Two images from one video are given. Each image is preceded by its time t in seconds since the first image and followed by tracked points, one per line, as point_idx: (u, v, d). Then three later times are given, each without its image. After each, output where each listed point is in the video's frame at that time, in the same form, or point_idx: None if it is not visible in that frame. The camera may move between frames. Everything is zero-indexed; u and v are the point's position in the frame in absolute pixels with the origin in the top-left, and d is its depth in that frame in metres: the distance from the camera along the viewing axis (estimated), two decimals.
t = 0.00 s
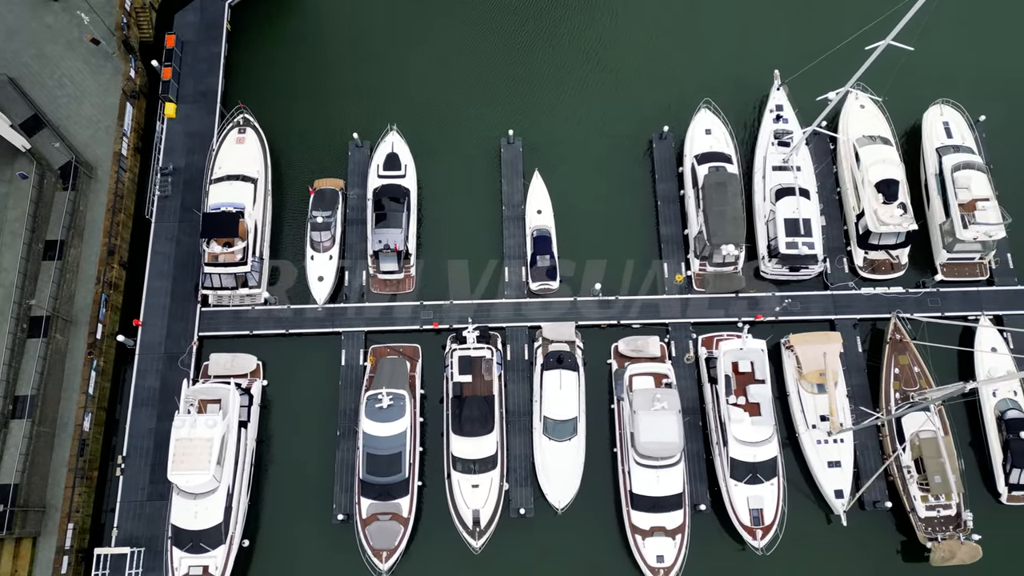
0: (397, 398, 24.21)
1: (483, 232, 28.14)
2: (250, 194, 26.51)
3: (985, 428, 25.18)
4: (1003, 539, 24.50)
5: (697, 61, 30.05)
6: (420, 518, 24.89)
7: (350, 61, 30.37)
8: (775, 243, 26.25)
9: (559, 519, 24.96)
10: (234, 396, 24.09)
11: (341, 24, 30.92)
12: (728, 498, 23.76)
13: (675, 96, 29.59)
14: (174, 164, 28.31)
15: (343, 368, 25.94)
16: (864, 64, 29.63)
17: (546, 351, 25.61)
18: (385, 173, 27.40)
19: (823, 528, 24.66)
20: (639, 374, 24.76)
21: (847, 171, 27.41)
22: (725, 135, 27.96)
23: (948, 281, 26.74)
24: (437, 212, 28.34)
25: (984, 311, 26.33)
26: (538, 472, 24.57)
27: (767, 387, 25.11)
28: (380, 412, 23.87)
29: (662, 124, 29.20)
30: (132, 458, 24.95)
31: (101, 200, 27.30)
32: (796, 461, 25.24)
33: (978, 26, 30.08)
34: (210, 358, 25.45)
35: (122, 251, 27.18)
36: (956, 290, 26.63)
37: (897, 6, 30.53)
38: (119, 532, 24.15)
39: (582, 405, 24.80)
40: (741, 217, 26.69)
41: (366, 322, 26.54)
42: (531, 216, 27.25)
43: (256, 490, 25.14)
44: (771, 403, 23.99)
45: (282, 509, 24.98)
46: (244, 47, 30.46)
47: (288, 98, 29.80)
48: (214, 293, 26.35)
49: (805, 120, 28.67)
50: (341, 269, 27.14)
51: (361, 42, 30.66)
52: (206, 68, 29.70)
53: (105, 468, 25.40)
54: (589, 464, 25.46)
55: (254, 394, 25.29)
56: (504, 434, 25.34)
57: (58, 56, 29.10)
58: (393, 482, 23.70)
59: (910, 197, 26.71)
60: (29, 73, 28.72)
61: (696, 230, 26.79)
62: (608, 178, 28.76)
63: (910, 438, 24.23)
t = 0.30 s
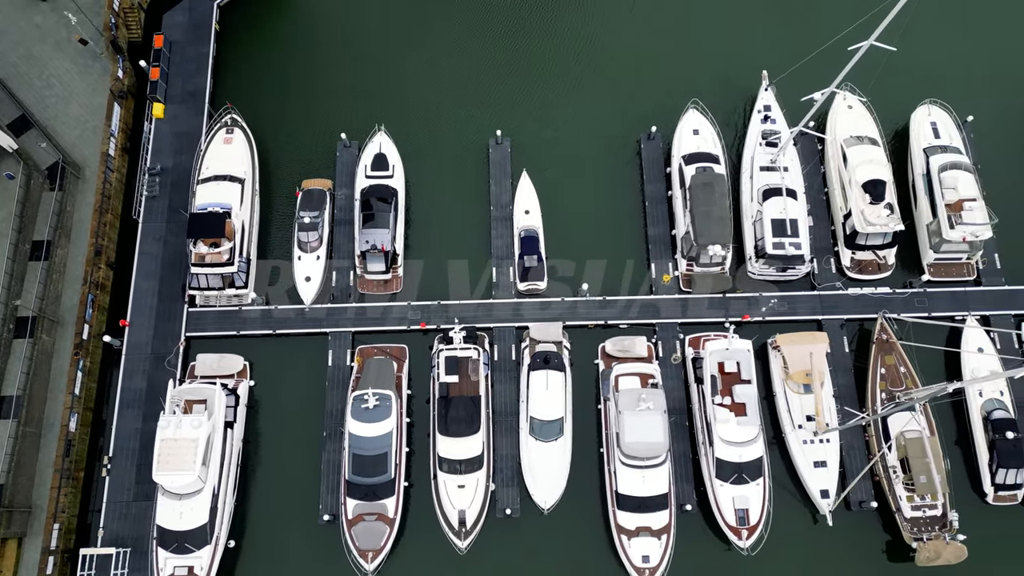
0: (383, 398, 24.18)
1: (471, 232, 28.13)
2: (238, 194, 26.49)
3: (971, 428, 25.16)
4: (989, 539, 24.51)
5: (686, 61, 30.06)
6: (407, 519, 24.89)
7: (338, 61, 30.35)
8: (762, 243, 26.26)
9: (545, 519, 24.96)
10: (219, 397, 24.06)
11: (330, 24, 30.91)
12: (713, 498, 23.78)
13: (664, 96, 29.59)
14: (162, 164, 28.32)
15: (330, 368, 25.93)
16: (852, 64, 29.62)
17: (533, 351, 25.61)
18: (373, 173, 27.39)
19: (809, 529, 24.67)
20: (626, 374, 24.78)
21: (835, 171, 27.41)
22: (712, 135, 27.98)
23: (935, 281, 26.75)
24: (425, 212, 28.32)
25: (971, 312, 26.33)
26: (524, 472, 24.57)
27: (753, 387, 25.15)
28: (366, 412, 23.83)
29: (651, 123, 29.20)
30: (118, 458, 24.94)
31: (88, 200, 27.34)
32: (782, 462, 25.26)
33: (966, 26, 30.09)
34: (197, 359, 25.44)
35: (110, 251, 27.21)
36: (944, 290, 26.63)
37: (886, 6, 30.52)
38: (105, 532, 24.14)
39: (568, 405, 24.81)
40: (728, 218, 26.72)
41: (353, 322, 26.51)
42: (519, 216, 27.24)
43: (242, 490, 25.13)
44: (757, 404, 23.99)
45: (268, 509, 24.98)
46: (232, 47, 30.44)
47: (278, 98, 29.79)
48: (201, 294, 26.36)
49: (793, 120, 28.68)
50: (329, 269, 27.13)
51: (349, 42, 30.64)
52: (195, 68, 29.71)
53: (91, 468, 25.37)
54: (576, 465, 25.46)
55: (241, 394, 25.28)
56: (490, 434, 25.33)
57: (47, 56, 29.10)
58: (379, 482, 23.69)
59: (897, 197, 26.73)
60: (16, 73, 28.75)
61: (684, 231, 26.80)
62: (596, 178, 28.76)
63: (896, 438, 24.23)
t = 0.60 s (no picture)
0: (368, 398, 24.14)
1: (457, 233, 28.15)
2: (224, 194, 26.47)
3: (957, 429, 25.14)
4: (974, 540, 24.54)
5: (672, 62, 30.09)
6: (392, 519, 24.88)
7: (325, 62, 30.35)
8: (747, 243, 26.28)
9: (530, 519, 24.95)
10: (204, 397, 24.05)
11: (318, 24, 30.92)
12: (697, 498, 23.78)
13: (651, 96, 29.61)
14: (149, 164, 28.33)
15: (316, 369, 25.91)
16: (838, 63, 29.63)
17: (518, 351, 25.61)
18: (360, 173, 27.38)
19: (794, 528, 24.70)
20: (611, 374, 24.78)
21: (821, 171, 27.42)
22: (699, 136, 28.00)
23: (921, 281, 26.74)
24: (412, 213, 28.32)
25: (957, 312, 26.31)
26: (510, 473, 24.51)
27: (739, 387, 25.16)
28: (351, 412, 23.83)
29: (637, 124, 29.22)
30: (103, 459, 24.93)
31: (74, 201, 27.44)
32: (767, 461, 25.26)
33: (953, 26, 30.13)
34: (182, 359, 25.43)
35: (96, 252, 27.25)
36: (930, 290, 26.61)
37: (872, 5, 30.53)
38: (89, 533, 24.13)
39: (553, 405, 24.80)
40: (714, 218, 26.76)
41: (339, 322, 26.48)
42: (505, 216, 27.25)
43: (227, 491, 25.11)
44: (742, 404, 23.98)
45: (253, 510, 24.97)
46: (220, 47, 30.43)
47: (265, 98, 29.79)
48: (187, 294, 26.36)
49: (779, 121, 28.69)
50: (315, 269, 27.12)
51: (336, 42, 30.65)
52: (182, 69, 29.75)
53: (77, 469, 25.39)
54: (561, 465, 25.47)
55: (226, 394, 25.26)
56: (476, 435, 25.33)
57: (34, 57, 29.20)
58: (364, 483, 23.68)
59: (883, 197, 26.75)
60: (4, 74, 28.83)
61: (669, 231, 26.85)
62: (583, 178, 28.77)
63: (880, 438, 24.25)
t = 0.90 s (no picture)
0: (351, 399, 24.03)
1: (443, 233, 28.13)
2: (208, 194, 26.44)
3: (941, 429, 25.14)
4: (957, 539, 24.57)
5: (658, 61, 30.03)
6: (376, 519, 24.88)
7: (312, 62, 30.34)
8: (732, 244, 26.29)
9: (515, 520, 24.94)
10: (187, 398, 24.01)
11: (305, 24, 30.90)
12: (680, 498, 23.84)
13: (637, 96, 29.57)
14: (134, 164, 28.30)
15: (300, 369, 25.89)
16: (824, 63, 29.66)
17: (503, 352, 25.58)
18: (345, 173, 27.36)
19: (778, 528, 24.71)
20: (595, 374, 24.78)
21: (806, 172, 27.45)
22: (684, 136, 28.00)
23: (905, 281, 26.74)
24: (398, 213, 28.32)
25: (942, 312, 26.31)
26: (495, 474, 24.42)
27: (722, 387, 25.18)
28: (334, 413, 23.72)
29: (623, 124, 29.19)
30: (86, 459, 24.91)
31: (59, 201, 27.52)
32: (751, 461, 25.27)
33: (938, 26, 30.15)
34: (167, 359, 25.42)
35: (81, 252, 27.17)
36: (914, 291, 26.63)
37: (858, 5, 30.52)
38: (73, 533, 24.10)
39: (537, 406, 24.79)
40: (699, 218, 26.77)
41: (323, 323, 26.48)
42: (491, 216, 27.23)
43: (210, 491, 25.09)
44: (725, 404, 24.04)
45: (237, 511, 24.96)
46: (206, 47, 30.41)
47: (251, 98, 29.78)
48: (171, 294, 26.30)
49: (765, 121, 28.69)
50: (300, 269, 27.09)
51: (323, 42, 30.64)
52: (168, 69, 29.76)
53: (60, 469, 25.36)
54: (545, 465, 25.47)
55: (210, 395, 25.23)
56: (460, 435, 25.34)
57: (20, 57, 29.22)
58: (347, 483, 23.58)
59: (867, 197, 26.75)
60: None
61: (654, 231, 26.85)
62: (569, 178, 28.76)
63: (864, 438, 24.20)
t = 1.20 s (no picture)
0: (334, 399, 24.01)
1: (428, 233, 28.14)
2: (191, 194, 26.42)
3: (923, 429, 25.16)
4: (940, 539, 24.59)
5: (644, 61, 30.02)
6: (359, 520, 24.86)
7: (297, 62, 30.33)
8: (715, 244, 26.31)
9: (498, 520, 24.92)
10: (169, 398, 23.98)
11: (290, 24, 30.88)
12: (662, 498, 23.83)
13: (621, 96, 29.56)
14: (118, 164, 28.30)
15: (283, 369, 25.90)
16: (809, 64, 29.69)
17: (486, 352, 25.57)
18: (329, 174, 27.36)
19: (760, 527, 24.75)
20: (577, 374, 24.82)
21: (790, 172, 27.48)
22: (669, 136, 28.02)
23: (889, 281, 26.77)
24: (382, 213, 28.32)
25: (925, 312, 26.34)
26: (476, 474, 24.48)
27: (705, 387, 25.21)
28: (316, 413, 23.70)
29: (608, 124, 29.20)
30: (69, 459, 24.90)
31: (43, 201, 27.48)
32: (733, 461, 25.30)
33: (923, 27, 30.19)
34: (150, 359, 25.42)
35: (65, 252, 27.14)
36: (897, 291, 26.66)
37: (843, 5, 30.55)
38: (55, 534, 24.08)
39: (520, 406, 24.77)
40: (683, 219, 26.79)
41: (307, 323, 26.46)
42: (475, 216, 27.24)
43: (193, 491, 25.09)
44: (707, 404, 24.05)
45: (220, 511, 24.95)
46: (191, 47, 30.41)
47: (235, 98, 29.76)
48: (154, 295, 26.29)
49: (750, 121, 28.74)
50: (284, 269, 27.07)
51: (308, 42, 30.64)
52: (153, 69, 29.78)
53: (43, 469, 25.33)
54: (528, 465, 25.45)
55: (192, 395, 25.21)
56: (443, 435, 25.30)
57: (5, 57, 29.20)
58: (328, 484, 23.56)
59: (851, 197, 26.79)
60: None
61: (638, 231, 26.87)
62: (553, 178, 28.76)
63: (845, 438, 24.22)
